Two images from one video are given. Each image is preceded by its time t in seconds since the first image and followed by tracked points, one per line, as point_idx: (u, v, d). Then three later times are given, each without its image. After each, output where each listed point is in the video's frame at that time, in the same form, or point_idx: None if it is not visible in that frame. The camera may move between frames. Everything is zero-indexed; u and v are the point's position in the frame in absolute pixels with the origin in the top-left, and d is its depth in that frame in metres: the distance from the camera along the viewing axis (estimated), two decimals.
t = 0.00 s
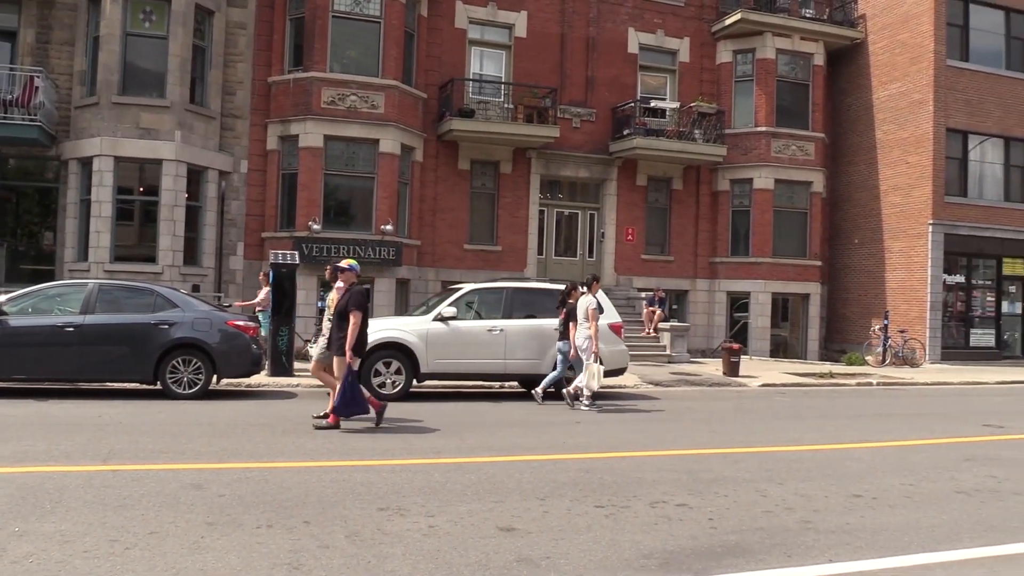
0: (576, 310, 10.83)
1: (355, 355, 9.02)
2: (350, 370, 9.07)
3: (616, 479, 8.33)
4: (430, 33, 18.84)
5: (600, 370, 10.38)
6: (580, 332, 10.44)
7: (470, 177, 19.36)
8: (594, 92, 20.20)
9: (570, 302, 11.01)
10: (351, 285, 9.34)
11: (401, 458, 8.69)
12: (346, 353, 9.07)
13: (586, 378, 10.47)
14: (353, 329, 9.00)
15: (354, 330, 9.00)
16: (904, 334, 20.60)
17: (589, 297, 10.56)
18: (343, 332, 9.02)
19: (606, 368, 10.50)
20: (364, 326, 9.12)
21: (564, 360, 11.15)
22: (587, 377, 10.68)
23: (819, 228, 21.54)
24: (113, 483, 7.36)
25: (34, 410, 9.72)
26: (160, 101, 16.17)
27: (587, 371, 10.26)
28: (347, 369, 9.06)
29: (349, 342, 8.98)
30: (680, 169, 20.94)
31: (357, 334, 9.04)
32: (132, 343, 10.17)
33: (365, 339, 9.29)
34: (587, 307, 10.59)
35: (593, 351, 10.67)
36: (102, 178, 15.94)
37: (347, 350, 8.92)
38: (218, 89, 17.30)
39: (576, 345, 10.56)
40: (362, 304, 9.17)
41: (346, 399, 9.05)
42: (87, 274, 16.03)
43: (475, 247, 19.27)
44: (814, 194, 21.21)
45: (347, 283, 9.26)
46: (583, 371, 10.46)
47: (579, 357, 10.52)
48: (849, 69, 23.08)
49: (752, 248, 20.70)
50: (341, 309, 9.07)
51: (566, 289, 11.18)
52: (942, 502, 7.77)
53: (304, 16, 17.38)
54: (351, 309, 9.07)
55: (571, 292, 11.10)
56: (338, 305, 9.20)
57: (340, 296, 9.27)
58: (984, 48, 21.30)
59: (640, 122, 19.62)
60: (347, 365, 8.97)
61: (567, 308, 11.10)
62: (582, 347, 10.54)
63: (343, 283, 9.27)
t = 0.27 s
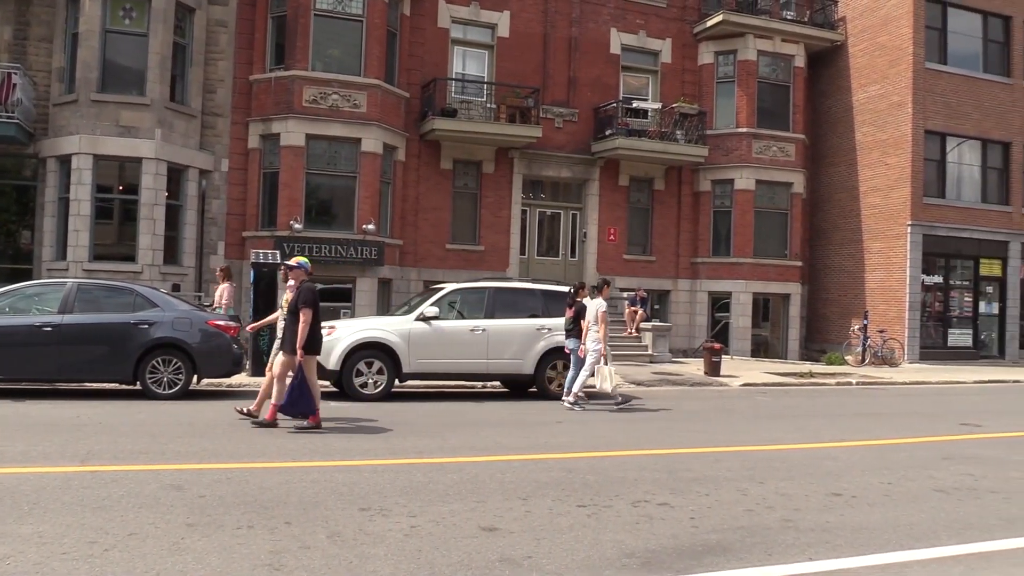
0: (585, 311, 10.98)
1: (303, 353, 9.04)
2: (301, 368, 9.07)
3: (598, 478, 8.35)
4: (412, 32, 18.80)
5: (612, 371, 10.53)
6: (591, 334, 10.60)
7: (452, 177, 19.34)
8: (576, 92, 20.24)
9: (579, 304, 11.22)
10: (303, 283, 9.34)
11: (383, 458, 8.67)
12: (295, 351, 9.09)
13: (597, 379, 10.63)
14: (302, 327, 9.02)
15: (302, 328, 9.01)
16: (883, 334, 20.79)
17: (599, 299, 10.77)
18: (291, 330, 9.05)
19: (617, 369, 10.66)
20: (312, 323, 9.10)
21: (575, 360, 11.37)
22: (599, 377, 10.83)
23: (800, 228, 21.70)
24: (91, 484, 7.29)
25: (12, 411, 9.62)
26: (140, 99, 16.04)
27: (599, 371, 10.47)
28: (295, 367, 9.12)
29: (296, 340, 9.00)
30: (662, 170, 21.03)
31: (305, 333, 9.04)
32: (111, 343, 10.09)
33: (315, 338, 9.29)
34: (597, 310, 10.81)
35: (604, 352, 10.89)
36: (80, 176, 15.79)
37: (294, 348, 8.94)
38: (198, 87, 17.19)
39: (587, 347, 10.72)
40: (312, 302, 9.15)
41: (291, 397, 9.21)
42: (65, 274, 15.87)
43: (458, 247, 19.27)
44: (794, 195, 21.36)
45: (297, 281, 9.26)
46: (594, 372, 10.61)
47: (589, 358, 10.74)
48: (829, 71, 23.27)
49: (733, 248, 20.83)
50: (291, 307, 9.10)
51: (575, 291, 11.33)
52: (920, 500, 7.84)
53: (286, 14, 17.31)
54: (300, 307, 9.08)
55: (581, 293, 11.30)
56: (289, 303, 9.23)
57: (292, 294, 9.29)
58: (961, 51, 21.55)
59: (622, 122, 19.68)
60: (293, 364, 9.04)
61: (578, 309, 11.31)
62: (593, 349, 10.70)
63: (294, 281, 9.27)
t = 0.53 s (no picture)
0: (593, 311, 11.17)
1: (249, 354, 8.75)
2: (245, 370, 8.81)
3: (578, 477, 8.37)
4: (393, 31, 18.74)
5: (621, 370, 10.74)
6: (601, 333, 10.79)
7: (433, 176, 19.32)
8: (558, 92, 20.27)
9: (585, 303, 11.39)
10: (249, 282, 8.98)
11: (363, 458, 8.65)
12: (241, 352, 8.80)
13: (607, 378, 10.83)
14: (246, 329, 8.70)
15: (247, 329, 8.69)
16: (861, 334, 20.98)
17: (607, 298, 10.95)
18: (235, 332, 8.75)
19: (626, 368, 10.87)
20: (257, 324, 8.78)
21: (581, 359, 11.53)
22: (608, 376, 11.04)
23: (779, 229, 21.85)
24: (67, 486, 7.21)
25: None
26: (119, 96, 15.90)
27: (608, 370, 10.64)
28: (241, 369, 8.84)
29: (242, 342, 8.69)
30: (643, 170, 21.11)
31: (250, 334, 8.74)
32: (88, 343, 10.00)
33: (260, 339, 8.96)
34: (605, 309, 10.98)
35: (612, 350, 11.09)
36: (57, 174, 15.62)
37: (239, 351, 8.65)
38: (177, 85, 17.05)
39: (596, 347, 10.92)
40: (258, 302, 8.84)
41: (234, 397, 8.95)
42: (42, 273, 15.70)
43: (439, 246, 19.25)
44: (773, 196, 21.50)
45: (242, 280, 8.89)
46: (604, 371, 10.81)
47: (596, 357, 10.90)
48: (809, 73, 23.44)
49: (713, 249, 20.95)
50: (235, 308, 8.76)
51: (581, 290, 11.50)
52: (897, 498, 7.93)
53: (266, 12, 17.22)
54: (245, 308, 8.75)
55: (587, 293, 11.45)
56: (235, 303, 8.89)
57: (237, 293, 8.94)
58: (938, 54, 21.79)
59: (603, 122, 19.74)
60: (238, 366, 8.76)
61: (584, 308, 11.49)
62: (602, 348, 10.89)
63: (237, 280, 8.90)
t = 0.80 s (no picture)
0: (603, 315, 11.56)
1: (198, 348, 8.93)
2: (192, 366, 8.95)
3: (562, 477, 8.39)
4: (377, 29, 18.68)
5: (630, 372, 11.12)
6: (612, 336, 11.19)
7: (417, 176, 19.29)
8: (542, 93, 20.30)
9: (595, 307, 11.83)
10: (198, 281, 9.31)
11: (346, 458, 8.62)
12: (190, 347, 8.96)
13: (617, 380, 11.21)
14: (197, 322, 8.94)
15: (197, 323, 8.92)
16: (842, 334, 21.13)
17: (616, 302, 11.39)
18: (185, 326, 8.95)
19: (634, 370, 11.25)
20: (206, 319, 9.03)
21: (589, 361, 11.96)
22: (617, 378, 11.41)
23: (761, 229, 21.97)
24: (47, 487, 7.15)
25: None
26: (99, 94, 15.76)
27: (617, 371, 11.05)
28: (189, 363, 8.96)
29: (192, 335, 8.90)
30: (627, 171, 21.16)
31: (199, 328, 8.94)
32: (67, 343, 9.92)
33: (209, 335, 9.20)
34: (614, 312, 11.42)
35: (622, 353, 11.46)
36: (37, 172, 15.45)
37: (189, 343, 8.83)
38: (159, 83, 16.92)
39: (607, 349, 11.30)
40: (208, 298, 9.11)
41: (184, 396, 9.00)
42: (20, 272, 15.53)
43: (422, 246, 19.23)
44: (756, 196, 21.62)
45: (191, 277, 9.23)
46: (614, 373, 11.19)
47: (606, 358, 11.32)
48: (791, 74, 23.58)
49: (696, 249, 21.03)
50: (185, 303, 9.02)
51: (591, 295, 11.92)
52: (878, 497, 7.99)
53: (249, 10, 17.13)
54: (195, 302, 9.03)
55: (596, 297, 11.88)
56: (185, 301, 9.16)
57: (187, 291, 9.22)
58: (919, 56, 21.99)
59: (587, 122, 19.76)
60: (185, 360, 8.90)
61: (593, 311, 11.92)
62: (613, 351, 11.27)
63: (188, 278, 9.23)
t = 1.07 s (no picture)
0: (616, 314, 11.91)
1: (143, 354, 8.53)
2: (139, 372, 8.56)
3: (547, 476, 8.41)
4: (363, 28, 18.59)
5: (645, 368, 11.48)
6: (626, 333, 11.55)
7: (404, 175, 19.26)
8: (529, 92, 20.31)
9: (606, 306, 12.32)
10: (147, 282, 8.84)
11: (331, 459, 8.61)
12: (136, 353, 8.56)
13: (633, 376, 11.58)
14: (141, 327, 8.51)
15: (141, 328, 8.49)
16: (827, 333, 21.27)
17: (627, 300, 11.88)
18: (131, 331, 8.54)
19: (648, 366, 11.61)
20: (152, 324, 8.59)
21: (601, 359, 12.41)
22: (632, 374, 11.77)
23: (747, 230, 22.07)
24: (30, 488, 7.10)
25: None
26: (83, 92, 15.65)
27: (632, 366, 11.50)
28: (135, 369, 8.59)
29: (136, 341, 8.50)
30: (614, 171, 21.20)
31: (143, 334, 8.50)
32: (51, 343, 9.86)
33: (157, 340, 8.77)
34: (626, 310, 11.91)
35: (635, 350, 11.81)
36: (20, 171, 15.32)
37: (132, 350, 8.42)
38: (144, 81, 16.81)
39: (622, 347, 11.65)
40: (152, 302, 8.65)
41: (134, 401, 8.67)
42: (3, 271, 15.40)
43: (409, 246, 19.20)
44: (742, 197, 21.71)
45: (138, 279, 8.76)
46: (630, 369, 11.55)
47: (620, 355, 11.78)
48: (776, 75, 23.69)
49: (682, 249, 21.11)
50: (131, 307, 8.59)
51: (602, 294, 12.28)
52: (862, 496, 8.05)
53: (235, 8, 17.06)
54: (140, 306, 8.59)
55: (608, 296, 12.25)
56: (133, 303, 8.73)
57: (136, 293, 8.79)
58: (903, 58, 22.15)
59: (574, 122, 19.79)
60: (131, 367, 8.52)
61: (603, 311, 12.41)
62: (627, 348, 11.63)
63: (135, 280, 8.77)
